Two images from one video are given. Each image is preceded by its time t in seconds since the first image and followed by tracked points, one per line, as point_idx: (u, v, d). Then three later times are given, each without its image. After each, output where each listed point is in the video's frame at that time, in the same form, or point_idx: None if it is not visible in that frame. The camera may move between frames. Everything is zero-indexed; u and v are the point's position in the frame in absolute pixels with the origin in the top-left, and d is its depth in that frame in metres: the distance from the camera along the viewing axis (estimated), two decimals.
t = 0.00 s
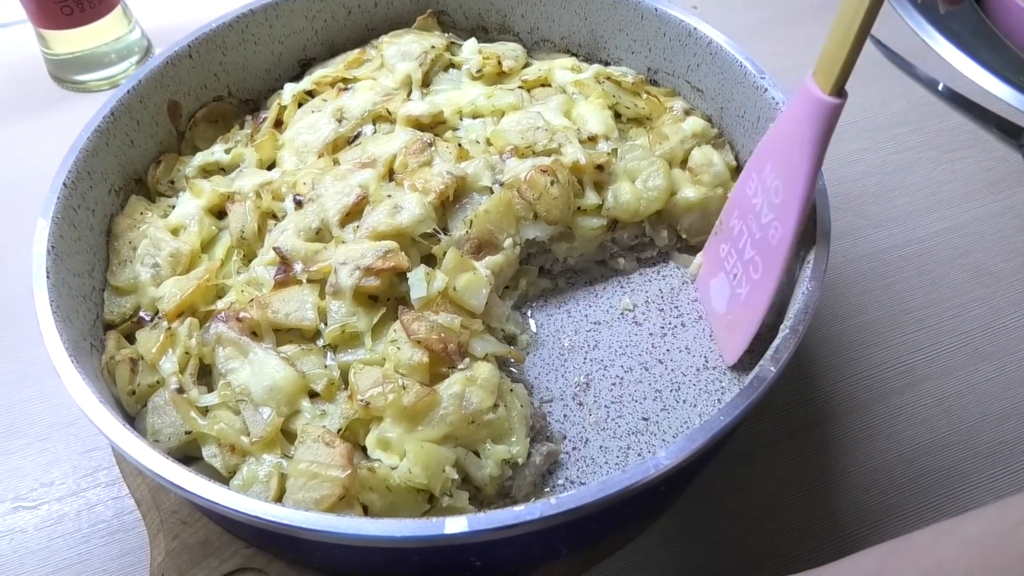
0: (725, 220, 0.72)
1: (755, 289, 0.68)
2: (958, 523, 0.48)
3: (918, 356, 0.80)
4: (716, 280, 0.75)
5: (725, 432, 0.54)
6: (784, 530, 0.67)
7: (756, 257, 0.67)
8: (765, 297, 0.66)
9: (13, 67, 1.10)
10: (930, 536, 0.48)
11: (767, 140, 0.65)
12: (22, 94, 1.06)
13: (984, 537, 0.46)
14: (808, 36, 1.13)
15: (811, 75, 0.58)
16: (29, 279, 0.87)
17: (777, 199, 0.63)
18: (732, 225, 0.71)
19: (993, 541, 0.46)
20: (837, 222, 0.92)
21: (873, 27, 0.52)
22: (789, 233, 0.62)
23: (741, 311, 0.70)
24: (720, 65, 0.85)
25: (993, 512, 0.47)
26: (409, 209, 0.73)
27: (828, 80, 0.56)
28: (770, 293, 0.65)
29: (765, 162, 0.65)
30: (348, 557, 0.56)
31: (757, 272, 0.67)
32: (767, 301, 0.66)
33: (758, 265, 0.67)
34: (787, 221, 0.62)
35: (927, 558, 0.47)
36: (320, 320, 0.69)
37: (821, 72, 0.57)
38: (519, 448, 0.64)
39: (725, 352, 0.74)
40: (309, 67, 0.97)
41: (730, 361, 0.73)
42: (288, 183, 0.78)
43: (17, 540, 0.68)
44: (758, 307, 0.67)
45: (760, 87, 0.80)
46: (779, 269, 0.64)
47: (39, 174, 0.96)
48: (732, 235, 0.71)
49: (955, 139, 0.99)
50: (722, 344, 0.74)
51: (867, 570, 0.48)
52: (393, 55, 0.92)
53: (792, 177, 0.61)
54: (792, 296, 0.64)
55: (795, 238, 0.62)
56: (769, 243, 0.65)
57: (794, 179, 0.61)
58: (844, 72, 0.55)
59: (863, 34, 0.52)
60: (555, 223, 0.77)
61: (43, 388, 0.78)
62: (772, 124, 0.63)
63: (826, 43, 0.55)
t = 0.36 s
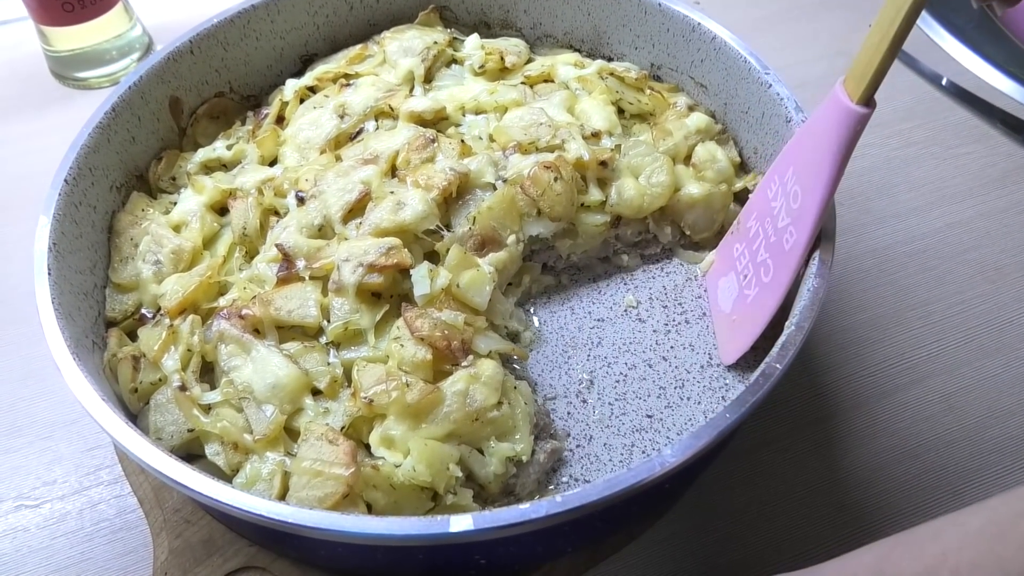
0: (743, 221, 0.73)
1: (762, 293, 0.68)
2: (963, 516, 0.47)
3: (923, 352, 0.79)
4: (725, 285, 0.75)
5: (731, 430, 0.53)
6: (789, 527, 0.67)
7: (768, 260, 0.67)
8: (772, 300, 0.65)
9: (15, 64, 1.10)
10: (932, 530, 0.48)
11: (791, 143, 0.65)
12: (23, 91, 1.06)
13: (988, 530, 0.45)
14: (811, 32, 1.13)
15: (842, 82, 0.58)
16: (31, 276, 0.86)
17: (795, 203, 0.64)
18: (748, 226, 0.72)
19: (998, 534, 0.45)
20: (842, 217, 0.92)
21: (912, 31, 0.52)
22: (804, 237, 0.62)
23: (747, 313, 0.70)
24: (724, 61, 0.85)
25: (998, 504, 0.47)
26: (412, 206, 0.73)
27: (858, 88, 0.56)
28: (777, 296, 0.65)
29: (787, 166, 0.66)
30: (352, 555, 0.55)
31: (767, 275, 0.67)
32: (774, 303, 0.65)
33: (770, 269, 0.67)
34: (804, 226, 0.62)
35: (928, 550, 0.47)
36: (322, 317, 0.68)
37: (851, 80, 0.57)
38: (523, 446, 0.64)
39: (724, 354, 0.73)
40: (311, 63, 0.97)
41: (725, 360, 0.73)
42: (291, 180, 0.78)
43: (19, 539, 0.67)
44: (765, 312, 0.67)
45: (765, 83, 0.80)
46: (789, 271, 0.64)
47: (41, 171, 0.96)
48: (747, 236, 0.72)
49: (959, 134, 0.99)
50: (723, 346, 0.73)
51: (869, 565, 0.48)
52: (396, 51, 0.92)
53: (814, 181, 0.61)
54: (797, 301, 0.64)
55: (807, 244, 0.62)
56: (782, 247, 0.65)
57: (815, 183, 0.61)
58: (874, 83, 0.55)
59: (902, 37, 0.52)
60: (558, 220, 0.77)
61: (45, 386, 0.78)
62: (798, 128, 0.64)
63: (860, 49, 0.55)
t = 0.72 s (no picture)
0: (744, 224, 0.73)
1: (761, 296, 0.68)
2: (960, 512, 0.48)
3: (921, 351, 0.79)
4: (725, 286, 0.75)
5: (729, 431, 0.53)
6: (788, 527, 0.67)
7: (767, 264, 0.67)
8: (769, 305, 0.65)
9: (10, 62, 1.09)
10: (930, 527, 0.48)
11: (789, 148, 0.64)
12: (18, 90, 1.05)
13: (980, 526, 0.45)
14: (809, 30, 1.13)
15: (837, 88, 0.58)
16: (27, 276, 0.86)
17: (793, 208, 0.63)
18: (748, 229, 0.72)
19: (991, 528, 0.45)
20: (839, 217, 0.92)
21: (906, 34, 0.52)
22: (801, 243, 0.62)
23: (745, 317, 0.70)
24: (722, 60, 0.85)
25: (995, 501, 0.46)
26: (410, 205, 0.72)
27: (853, 93, 0.56)
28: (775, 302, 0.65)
29: (785, 170, 0.65)
30: (350, 557, 0.55)
31: (766, 279, 0.67)
32: (771, 308, 0.65)
33: (768, 273, 0.67)
34: (800, 231, 0.62)
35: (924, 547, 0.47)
36: (320, 318, 0.68)
37: (846, 85, 0.56)
38: (521, 446, 0.64)
39: (721, 354, 0.73)
40: (308, 62, 0.96)
41: (720, 361, 0.73)
42: (287, 179, 0.78)
43: (16, 541, 0.67)
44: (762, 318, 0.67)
45: (763, 82, 0.80)
46: (786, 277, 0.64)
47: (36, 170, 0.95)
48: (747, 239, 0.72)
49: (957, 133, 0.99)
50: (721, 347, 0.73)
51: (868, 564, 0.49)
52: (393, 49, 0.92)
53: (811, 187, 0.61)
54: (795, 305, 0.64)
55: (805, 249, 0.62)
56: (780, 252, 0.65)
57: (812, 189, 0.61)
58: (869, 87, 0.54)
59: (897, 39, 0.52)
60: (557, 219, 0.77)
61: (41, 386, 0.78)
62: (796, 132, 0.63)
63: (854, 55, 0.55)
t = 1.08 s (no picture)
0: (737, 217, 0.72)
1: (757, 289, 0.67)
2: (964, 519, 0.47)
3: (921, 349, 0.79)
4: (719, 281, 0.75)
5: (728, 428, 0.53)
6: (787, 524, 0.67)
7: (763, 257, 0.67)
8: (765, 296, 0.65)
9: (8, 57, 1.09)
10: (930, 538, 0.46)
11: (794, 139, 0.64)
12: (16, 85, 1.05)
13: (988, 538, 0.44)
14: (810, 26, 1.12)
15: (851, 80, 0.57)
16: (24, 272, 0.86)
17: (796, 200, 0.63)
18: (742, 222, 0.71)
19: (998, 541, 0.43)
20: (840, 213, 0.91)
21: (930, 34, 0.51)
22: (803, 234, 0.62)
23: (739, 310, 0.70)
24: (723, 55, 0.84)
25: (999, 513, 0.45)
26: (408, 201, 0.72)
27: (870, 87, 0.55)
28: (771, 295, 0.64)
29: (786, 162, 0.65)
30: (346, 554, 0.55)
31: (762, 272, 0.66)
32: (767, 301, 0.65)
33: (765, 265, 0.66)
34: (803, 223, 0.62)
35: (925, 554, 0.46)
36: (317, 314, 0.68)
37: (862, 78, 0.56)
38: (519, 443, 0.63)
39: (716, 349, 0.73)
40: (306, 57, 0.96)
41: (718, 358, 0.72)
42: (285, 175, 0.77)
43: (11, 537, 0.67)
44: (757, 311, 0.67)
45: (763, 78, 0.79)
46: (785, 270, 0.63)
47: (33, 166, 0.95)
48: (741, 232, 0.71)
49: (959, 130, 0.99)
50: (716, 342, 0.73)
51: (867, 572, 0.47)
52: (391, 45, 0.91)
53: (816, 179, 0.61)
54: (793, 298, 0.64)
55: (807, 241, 0.61)
56: (778, 244, 0.65)
57: (818, 181, 0.60)
58: (889, 83, 0.54)
59: (921, 38, 0.51)
60: (555, 215, 0.76)
61: (37, 382, 0.77)
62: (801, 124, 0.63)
63: (874, 50, 0.54)
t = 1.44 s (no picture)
0: (730, 212, 0.72)
1: (757, 285, 0.67)
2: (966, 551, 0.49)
3: (920, 345, 0.79)
4: (716, 276, 0.74)
5: (726, 424, 0.53)
6: (787, 520, 0.67)
7: (762, 253, 0.66)
8: (767, 293, 0.65)
9: (6, 54, 1.08)
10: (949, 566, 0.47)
11: (786, 133, 0.64)
12: (14, 81, 1.05)
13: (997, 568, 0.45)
14: (810, 23, 1.12)
15: (841, 72, 0.57)
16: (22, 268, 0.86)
17: (792, 194, 0.63)
18: (736, 218, 0.71)
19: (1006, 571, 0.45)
20: (839, 210, 0.91)
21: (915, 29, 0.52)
22: (802, 229, 0.62)
23: (741, 306, 0.69)
24: (722, 51, 0.84)
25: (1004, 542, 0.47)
26: (406, 197, 0.72)
27: (862, 79, 0.56)
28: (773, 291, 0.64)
29: (779, 156, 0.65)
30: (345, 550, 0.55)
31: (762, 267, 0.66)
32: (768, 298, 0.65)
33: (764, 261, 0.66)
34: (801, 218, 0.62)
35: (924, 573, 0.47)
36: (315, 310, 0.68)
37: (853, 70, 0.56)
38: (518, 439, 0.63)
39: (718, 346, 0.73)
40: (304, 53, 0.96)
41: (719, 354, 0.72)
42: (283, 171, 0.77)
43: (9, 533, 0.67)
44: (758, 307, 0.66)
45: (762, 74, 0.79)
46: (786, 265, 0.63)
47: (31, 162, 0.95)
48: (735, 228, 0.71)
49: (958, 127, 0.98)
50: (717, 338, 0.73)
51: None
52: (390, 41, 0.91)
53: (813, 173, 0.61)
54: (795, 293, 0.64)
55: (808, 235, 0.61)
56: (777, 240, 0.64)
57: (814, 175, 0.60)
58: (878, 76, 0.54)
59: (906, 32, 0.52)
60: (554, 211, 0.76)
61: (35, 379, 0.77)
62: (792, 118, 0.63)
63: (862, 43, 0.55)
